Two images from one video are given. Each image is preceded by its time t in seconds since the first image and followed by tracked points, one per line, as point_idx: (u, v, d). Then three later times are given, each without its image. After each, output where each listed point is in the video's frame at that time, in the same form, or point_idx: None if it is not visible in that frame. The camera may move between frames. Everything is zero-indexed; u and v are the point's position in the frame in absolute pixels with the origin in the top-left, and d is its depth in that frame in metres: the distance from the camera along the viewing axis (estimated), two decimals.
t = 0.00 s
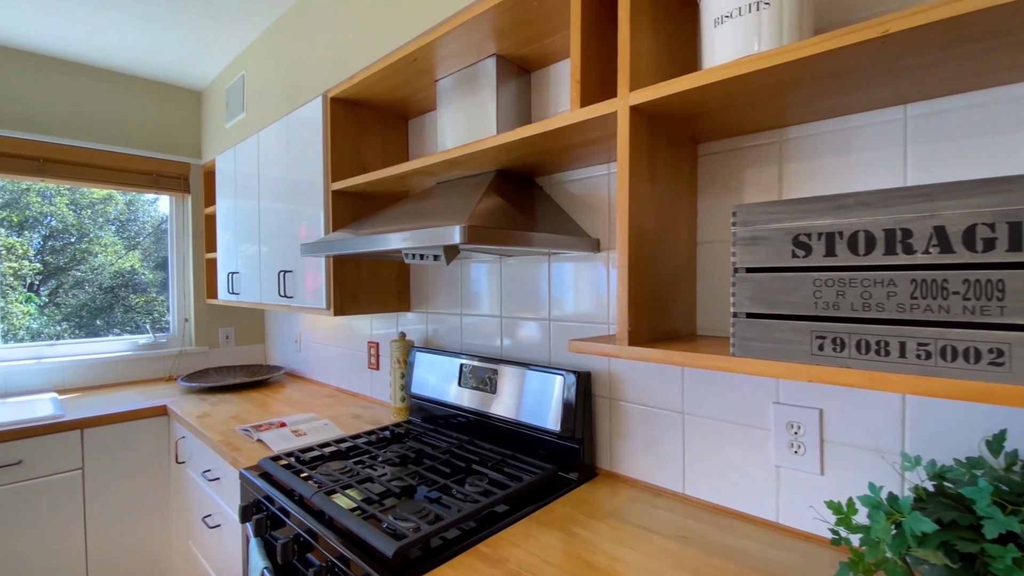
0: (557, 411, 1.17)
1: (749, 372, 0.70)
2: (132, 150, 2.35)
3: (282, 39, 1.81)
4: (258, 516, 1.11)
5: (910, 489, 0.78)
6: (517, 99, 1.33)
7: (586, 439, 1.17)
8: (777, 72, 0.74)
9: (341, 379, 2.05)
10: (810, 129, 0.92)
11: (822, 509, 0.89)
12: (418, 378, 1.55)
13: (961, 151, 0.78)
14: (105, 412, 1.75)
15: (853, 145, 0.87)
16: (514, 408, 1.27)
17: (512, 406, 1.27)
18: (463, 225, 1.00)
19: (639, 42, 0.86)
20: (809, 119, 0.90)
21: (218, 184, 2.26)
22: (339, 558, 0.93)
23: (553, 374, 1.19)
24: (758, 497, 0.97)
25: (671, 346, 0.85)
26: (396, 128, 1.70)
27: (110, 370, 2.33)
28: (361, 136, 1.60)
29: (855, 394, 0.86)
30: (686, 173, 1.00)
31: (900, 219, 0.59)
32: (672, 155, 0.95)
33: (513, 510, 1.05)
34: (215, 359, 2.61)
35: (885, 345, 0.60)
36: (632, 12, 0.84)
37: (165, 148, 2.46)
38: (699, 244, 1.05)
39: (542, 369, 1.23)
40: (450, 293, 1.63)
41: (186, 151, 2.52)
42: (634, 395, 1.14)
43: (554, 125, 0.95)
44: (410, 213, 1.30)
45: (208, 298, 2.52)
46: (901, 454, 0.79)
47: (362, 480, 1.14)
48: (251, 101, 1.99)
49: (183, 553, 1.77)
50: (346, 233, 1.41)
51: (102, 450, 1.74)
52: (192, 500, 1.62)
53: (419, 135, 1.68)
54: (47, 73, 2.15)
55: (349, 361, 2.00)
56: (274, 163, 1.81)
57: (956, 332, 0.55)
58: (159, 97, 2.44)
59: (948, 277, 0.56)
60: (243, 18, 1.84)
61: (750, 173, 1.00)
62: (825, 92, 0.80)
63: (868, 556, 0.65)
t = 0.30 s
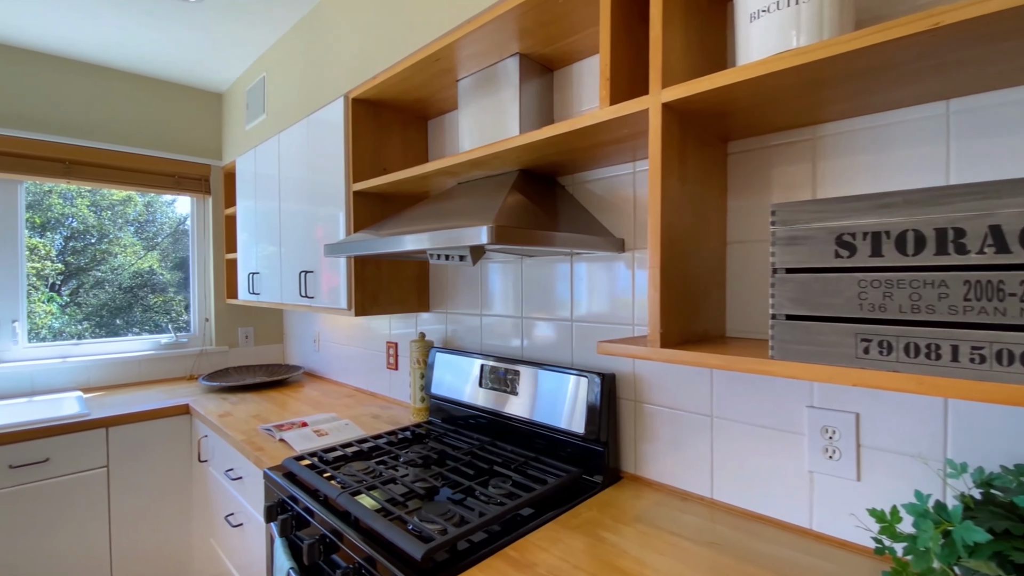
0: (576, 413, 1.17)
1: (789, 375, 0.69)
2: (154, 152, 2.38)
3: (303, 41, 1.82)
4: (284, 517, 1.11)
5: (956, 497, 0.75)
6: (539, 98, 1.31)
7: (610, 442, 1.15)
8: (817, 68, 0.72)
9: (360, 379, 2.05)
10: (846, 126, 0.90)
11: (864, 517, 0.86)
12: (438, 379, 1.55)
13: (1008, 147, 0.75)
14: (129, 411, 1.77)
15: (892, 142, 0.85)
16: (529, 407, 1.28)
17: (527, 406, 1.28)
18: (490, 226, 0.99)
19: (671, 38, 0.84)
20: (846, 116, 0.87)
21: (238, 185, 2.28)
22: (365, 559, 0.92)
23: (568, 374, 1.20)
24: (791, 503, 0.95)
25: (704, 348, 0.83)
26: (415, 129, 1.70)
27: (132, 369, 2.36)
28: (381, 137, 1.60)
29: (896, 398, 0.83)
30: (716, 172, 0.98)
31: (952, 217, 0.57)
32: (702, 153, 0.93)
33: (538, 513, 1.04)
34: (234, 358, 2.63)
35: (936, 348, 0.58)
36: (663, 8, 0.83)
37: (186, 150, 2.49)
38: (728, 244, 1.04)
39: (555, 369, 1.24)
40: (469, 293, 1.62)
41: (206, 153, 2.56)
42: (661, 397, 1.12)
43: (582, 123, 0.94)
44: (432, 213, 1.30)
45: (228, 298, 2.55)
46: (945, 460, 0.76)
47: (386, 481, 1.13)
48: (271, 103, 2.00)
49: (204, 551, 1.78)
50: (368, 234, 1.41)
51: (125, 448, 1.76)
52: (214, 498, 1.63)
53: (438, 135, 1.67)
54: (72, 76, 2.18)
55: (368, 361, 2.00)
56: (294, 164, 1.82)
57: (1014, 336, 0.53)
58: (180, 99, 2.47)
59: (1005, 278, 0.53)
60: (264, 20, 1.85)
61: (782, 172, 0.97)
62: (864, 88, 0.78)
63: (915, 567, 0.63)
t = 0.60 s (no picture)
0: (598, 415, 1.16)
1: (833, 379, 0.67)
2: (178, 155, 2.42)
3: (324, 42, 1.83)
4: (310, 516, 1.12)
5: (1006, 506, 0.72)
6: (563, 97, 1.30)
7: (637, 445, 1.14)
8: (861, 63, 0.70)
9: (379, 379, 2.06)
10: (885, 123, 0.87)
11: (910, 526, 0.83)
12: (459, 379, 1.54)
13: None
14: (154, 410, 1.79)
15: (935, 138, 0.82)
16: (544, 407, 1.29)
17: (541, 406, 1.29)
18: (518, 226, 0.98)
19: (705, 34, 0.83)
20: (886, 112, 0.85)
21: (259, 186, 2.30)
22: (393, 560, 0.92)
23: (583, 374, 1.21)
24: (826, 509, 0.92)
25: (739, 351, 0.81)
26: (436, 129, 1.70)
27: (156, 368, 2.39)
28: (403, 137, 1.60)
29: (940, 403, 0.80)
30: (748, 171, 0.96)
31: (1011, 216, 0.54)
32: (735, 151, 0.91)
33: (565, 516, 1.02)
34: (256, 358, 2.66)
35: (991, 352, 0.55)
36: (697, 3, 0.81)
37: (210, 152, 2.53)
38: (759, 245, 1.02)
39: (570, 369, 1.24)
40: (490, 294, 1.61)
41: (229, 155, 2.59)
42: (689, 400, 1.10)
43: (612, 121, 0.92)
44: (456, 213, 1.29)
45: (250, 298, 2.58)
46: (994, 468, 0.73)
47: (411, 481, 1.13)
48: (293, 104, 2.01)
49: (227, 548, 1.80)
50: (391, 234, 1.41)
51: (151, 447, 1.78)
52: (238, 497, 1.64)
53: (459, 135, 1.67)
54: (99, 80, 2.22)
55: (387, 361, 2.01)
56: (316, 165, 1.83)
57: None
58: (203, 102, 2.50)
59: None
60: (287, 22, 1.86)
61: (817, 170, 0.95)
62: (908, 83, 0.75)
63: None
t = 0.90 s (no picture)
0: (623, 416, 1.16)
1: (882, 383, 0.65)
2: (203, 157, 2.46)
3: (347, 44, 1.83)
4: (336, 516, 1.12)
5: None
6: (588, 95, 1.28)
7: (665, 448, 1.12)
8: (909, 56, 0.67)
9: (400, 379, 2.06)
10: (929, 118, 0.84)
11: (961, 536, 0.80)
12: (481, 380, 1.54)
13: None
14: (181, 408, 1.82)
15: (983, 133, 0.79)
16: (562, 407, 1.30)
17: (558, 407, 1.31)
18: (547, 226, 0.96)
19: (741, 28, 0.81)
20: (929, 106, 0.82)
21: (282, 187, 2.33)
22: (422, 562, 0.92)
23: (600, 374, 1.22)
24: (866, 516, 0.90)
25: (778, 353, 0.79)
26: (458, 129, 1.69)
27: (180, 367, 2.43)
28: (425, 138, 1.60)
29: (990, 409, 0.77)
30: (783, 168, 0.94)
31: None
32: (770, 148, 0.89)
33: (593, 520, 1.01)
34: (278, 357, 2.70)
35: None
36: None
37: (234, 154, 2.57)
38: (794, 244, 1.00)
39: (587, 369, 1.26)
40: (512, 294, 1.60)
41: (252, 157, 2.63)
42: (720, 403, 1.08)
43: (643, 118, 0.90)
44: (481, 213, 1.29)
45: (273, 299, 2.61)
46: None
47: (437, 481, 1.13)
48: (316, 106, 2.03)
49: (252, 546, 1.82)
50: (414, 235, 1.41)
51: (178, 444, 1.81)
52: (263, 495, 1.66)
53: (481, 135, 1.66)
54: (127, 84, 2.27)
55: (408, 361, 2.01)
56: (339, 166, 1.84)
57: None
58: (226, 105, 2.54)
59: None
60: (310, 24, 1.87)
61: (855, 167, 0.93)
62: (956, 76, 0.73)
63: None
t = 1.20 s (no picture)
0: (649, 417, 1.14)
1: (933, 387, 0.62)
2: (229, 159, 2.51)
3: (370, 45, 1.84)
4: (363, 515, 1.12)
5: None
6: (614, 93, 1.27)
7: (695, 452, 1.10)
8: (961, 47, 0.64)
9: (421, 378, 2.07)
10: (978, 111, 0.81)
11: (1016, 547, 0.77)
12: (504, 380, 1.53)
13: None
14: (208, 406, 1.85)
15: None
16: (580, 407, 1.31)
17: (577, 407, 1.31)
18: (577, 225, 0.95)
19: (780, 21, 0.78)
20: (978, 100, 0.79)
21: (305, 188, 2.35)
22: (451, 563, 0.91)
23: (617, 374, 1.22)
24: (909, 525, 0.86)
25: (819, 356, 0.77)
26: (481, 128, 1.69)
27: (206, 366, 2.46)
28: (448, 138, 1.60)
29: None
30: (821, 165, 0.91)
31: None
32: (809, 145, 0.87)
33: (623, 524, 1.00)
34: (301, 356, 2.73)
35: None
36: None
37: (259, 156, 2.61)
38: (831, 243, 0.97)
39: (606, 369, 1.26)
40: (535, 294, 1.59)
41: (276, 158, 2.67)
42: (752, 406, 1.06)
43: (675, 114, 0.89)
44: (506, 213, 1.28)
45: (296, 299, 2.65)
46: None
47: (463, 482, 1.12)
48: (339, 107, 2.04)
49: (276, 543, 1.84)
50: (438, 235, 1.40)
51: (204, 442, 1.84)
52: (288, 493, 1.67)
53: (504, 135, 1.66)
54: (154, 88, 2.31)
55: (429, 361, 2.01)
56: (362, 167, 1.85)
57: None
58: (250, 107, 2.57)
59: None
60: (334, 26, 1.89)
61: (898, 163, 0.90)
62: (1010, 68, 0.70)
63: None
